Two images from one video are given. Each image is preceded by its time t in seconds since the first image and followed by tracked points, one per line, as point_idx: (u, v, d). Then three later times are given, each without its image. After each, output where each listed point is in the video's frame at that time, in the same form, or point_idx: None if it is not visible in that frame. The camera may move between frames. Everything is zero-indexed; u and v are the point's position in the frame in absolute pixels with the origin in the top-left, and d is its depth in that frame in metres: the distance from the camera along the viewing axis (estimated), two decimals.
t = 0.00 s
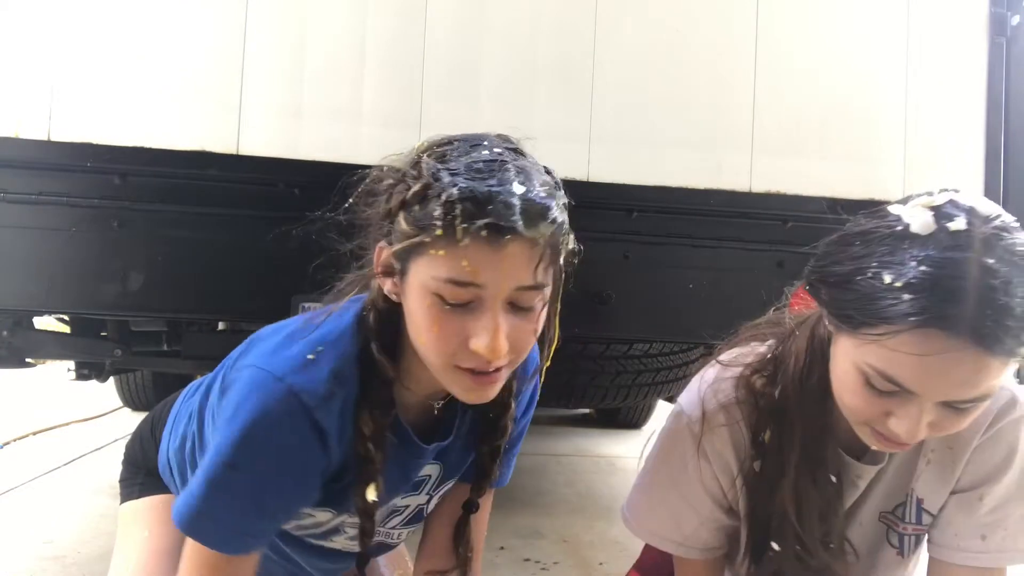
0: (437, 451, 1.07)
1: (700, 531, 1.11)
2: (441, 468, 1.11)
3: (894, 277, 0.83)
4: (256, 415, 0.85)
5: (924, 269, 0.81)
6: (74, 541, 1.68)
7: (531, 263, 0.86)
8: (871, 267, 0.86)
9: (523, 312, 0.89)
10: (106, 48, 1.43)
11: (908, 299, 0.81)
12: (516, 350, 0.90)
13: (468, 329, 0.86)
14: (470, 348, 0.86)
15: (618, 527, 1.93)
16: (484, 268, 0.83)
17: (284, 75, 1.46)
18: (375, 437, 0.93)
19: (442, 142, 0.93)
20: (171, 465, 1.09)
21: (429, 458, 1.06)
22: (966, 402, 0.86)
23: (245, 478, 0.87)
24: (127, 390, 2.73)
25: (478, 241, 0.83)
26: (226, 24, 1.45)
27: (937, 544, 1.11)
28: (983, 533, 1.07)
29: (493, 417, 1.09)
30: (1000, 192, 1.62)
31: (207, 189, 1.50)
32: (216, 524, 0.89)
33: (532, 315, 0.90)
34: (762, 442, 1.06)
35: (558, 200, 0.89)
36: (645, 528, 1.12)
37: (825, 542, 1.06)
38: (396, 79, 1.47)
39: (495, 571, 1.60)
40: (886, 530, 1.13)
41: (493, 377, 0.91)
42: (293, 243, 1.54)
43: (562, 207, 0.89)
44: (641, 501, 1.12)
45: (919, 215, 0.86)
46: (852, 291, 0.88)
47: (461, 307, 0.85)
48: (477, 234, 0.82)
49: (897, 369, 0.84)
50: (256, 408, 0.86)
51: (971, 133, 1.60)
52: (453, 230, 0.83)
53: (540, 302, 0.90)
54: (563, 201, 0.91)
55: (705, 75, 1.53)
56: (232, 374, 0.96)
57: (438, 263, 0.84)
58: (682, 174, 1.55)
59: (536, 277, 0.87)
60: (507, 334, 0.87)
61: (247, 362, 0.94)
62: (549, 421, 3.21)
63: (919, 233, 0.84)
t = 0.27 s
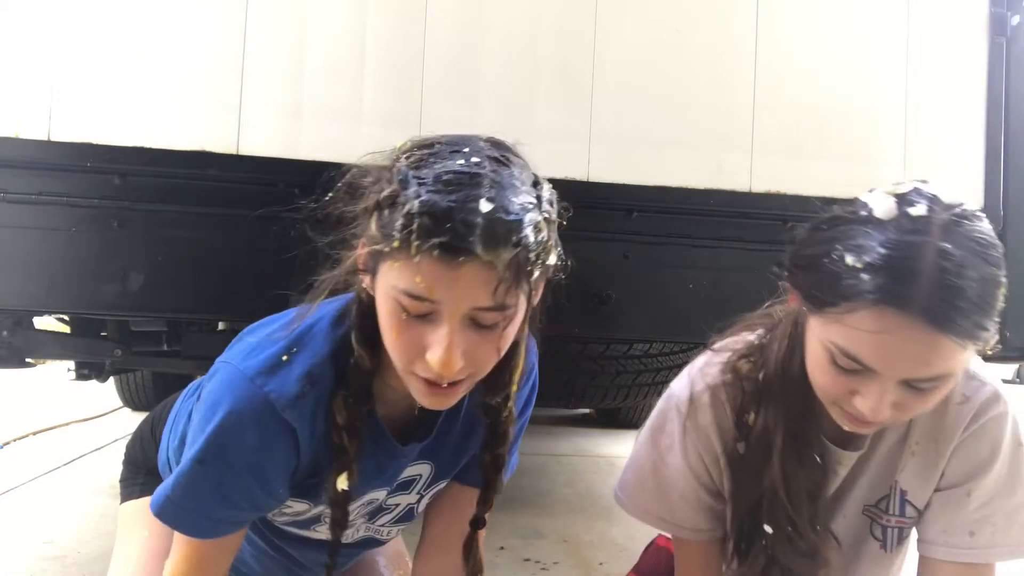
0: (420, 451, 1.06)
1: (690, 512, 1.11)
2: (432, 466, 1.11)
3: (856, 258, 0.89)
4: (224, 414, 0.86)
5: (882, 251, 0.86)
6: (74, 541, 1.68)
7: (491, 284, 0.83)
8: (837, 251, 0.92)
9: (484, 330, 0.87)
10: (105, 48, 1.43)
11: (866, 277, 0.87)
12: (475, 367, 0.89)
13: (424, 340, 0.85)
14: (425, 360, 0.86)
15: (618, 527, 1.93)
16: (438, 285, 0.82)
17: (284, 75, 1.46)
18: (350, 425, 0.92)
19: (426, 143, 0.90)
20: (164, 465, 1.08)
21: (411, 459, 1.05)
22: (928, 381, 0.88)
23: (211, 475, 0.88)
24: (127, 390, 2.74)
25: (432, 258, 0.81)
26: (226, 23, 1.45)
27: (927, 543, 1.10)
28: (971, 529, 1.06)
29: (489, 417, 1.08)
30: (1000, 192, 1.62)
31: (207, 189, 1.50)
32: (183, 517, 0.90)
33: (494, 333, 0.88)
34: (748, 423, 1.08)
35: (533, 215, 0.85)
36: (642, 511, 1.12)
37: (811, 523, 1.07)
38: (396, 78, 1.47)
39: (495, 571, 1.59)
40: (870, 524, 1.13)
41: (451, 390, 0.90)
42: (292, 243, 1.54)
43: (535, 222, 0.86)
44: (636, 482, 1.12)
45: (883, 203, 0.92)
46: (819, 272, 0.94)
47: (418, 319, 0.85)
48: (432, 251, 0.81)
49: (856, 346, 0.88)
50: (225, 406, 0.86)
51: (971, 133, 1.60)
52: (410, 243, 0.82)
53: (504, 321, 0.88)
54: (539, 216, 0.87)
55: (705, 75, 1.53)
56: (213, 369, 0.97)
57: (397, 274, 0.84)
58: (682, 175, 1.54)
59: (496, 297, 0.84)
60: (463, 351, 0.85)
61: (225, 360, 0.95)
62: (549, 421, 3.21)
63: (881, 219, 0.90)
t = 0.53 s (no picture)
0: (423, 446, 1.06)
1: (676, 510, 1.11)
2: (429, 463, 1.12)
3: (815, 251, 0.89)
4: (226, 412, 0.86)
5: (840, 244, 0.86)
6: (75, 541, 1.67)
7: (472, 287, 0.83)
8: (796, 245, 0.92)
9: (469, 329, 0.87)
10: (105, 48, 1.43)
11: (824, 269, 0.87)
12: (461, 365, 0.89)
13: (409, 342, 0.86)
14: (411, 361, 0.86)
15: (618, 527, 1.93)
16: (418, 291, 0.82)
17: (284, 75, 1.46)
18: (345, 418, 0.92)
19: (405, 142, 0.89)
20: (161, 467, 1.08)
21: (416, 451, 1.05)
22: (891, 372, 0.88)
23: (218, 474, 0.88)
24: (127, 390, 2.74)
25: (412, 266, 0.81)
26: (226, 23, 1.45)
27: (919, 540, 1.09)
28: (961, 527, 1.05)
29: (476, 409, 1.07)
30: (1000, 191, 1.62)
31: (206, 189, 1.50)
32: (186, 515, 0.90)
33: (479, 333, 0.88)
34: (733, 420, 1.08)
35: (513, 216, 0.85)
36: (631, 510, 1.12)
37: (789, 520, 1.06)
38: (396, 78, 1.47)
39: (495, 571, 1.59)
40: (858, 522, 1.13)
41: (439, 388, 0.90)
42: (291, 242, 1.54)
43: (516, 223, 0.85)
44: (625, 481, 1.12)
45: (845, 198, 0.92)
46: (781, 265, 0.94)
47: (403, 322, 0.85)
48: (412, 259, 0.81)
49: (816, 336, 0.89)
50: (226, 405, 0.87)
51: (971, 132, 1.60)
52: (389, 250, 0.82)
53: (489, 320, 0.88)
54: (521, 217, 0.86)
55: (704, 75, 1.52)
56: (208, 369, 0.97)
57: (378, 279, 0.84)
58: (682, 175, 1.55)
59: (478, 300, 0.84)
60: (448, 352, 0.85)
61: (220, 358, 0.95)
62: (549, 421, 3.21)
63: (840, 212, 0.90)
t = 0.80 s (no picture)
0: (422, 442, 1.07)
1: (671, 517, 1.10)
2: (430, 460, 1.12)
3: (801, 254, 0.89)
4: (222, 398, 0.87)
5: (825, 243, 0.87)
6: (75, 542, 1.68)
7: (472, 276, 0.83)
8: (779, 249, 0.93)
9: (470, 320, 0.86)
10: (105, 47, 1.43)
11: (812, 269, 0.87)
12: (462, 357, 0.88)
13: (410, 333, 0.85)
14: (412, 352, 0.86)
15: (617, 527, 1.93)
16: (419, 279, 0.82)
17: (284, 74, 1.46)
18: (344, 412, 0.92)
19: (405, 134, 0.90)
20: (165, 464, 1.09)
21: (417, 447, 1.05)
22: (891, 364, 0.88)
23: (213, 461, 0.89)
24: (127, 390, 2.74)
25: (414, 254, 0.81)
26: (226, 23, 1.45)
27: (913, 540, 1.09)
28: (955, 526, 1.05)
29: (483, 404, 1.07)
30: (1000, 191, 1.62)
31: (206, 189, 1.50)
32: (181, 501, 0.90)
33: (479, 323, 0.87)
34: (723, 428, 1.09)
35: (514, 207, 0.85)
36: (631, 520, 1.11)
37: (781, 525, 1.07)
38: (396, 78, 1.47)
39: (494, 571, 1.59)
40: (852, 524, 1.13)
41: (440, 380, 0.89)
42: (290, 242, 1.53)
43: (518, 213, 0.86)
44: (624, 489, 1.12)
45: (823, 197, 0.93)
46: (768, 271, 0.94)
47: (403, 312, 0.85)
48: (413, 247, 0.81)
49: (812, 337, 0.88)
50: (222, 393, 0.88)
51: (971, 132, 1.60)
52: (390, 239, 0.82)
53: (489, 311, 0.87)
54: (522, 208, 0.87)
55: (704, 74, 1.52)
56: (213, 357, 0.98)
57: (379, 269, 0.84)
58: (682, 175, 1.54)
59: (478, 290, 0.84)
60: (449, 342, 0.85)
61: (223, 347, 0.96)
62: (549, 421, 3.21)
63: (819, 212, 0.91)
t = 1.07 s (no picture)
0: (419, 442, 1.06)
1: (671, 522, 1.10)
2: (428, 459, 1.12)
3: (823, 256, 0.88)
4: (226, 409, 0.86)
5: (848, 244, 0.87)
6: (75, 542, 1.68)
7: (491, 287, 0.83)
8: (798, 252, 0.91)
9: (484, 328, 0.87)
10: (104, 48, 1.43)
11: (837, 271, 0.87)
12: (475, 364, 0.89)
13: (425, 341, 0.85)
14: (426, 360, 0.86)
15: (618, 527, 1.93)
16: (437, 290, 0.82)
17: (284, 75, 1.46)
18: (350, 414, 0.92)
19: (420, 142, 0.89)
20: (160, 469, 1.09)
21: (411, 448, 1.05)
22: (911, 363, 0.89)
23: (215, 469, 0.88)
24: (127, 390, 2.74)
25: (433, 266, 0.81)
26: (226, 23, 1.45)
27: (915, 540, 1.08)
28: (954, 526, 1.05)
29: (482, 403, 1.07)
30: (1000, 191, 1.62)
31: (206, 189, 1.51)
32: (183, 510, 0.89)
33: (493, 331, 0.88)
34: (723, 437, 1.08)
35: (530, 217, 0.85)
36: (632, 524, 1.11)
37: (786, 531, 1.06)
38: (396, 78, 1.47)
39: (494, 571, 1.59)
40: (852, 525, 1.13)
41: (451, 385, 0.90)
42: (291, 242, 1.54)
43: (534, 223, 0.86)
44: (625, 492, 1.13)
45: (832, 198, 0.93)
46: (786, 276, 0.93)
47: (419, 320, 0.85)
48: (433, 259, 0.81)
49: (840, 338, 0.87)
50: (226, 403, 0.87)
51: (971, 132, 1.60)
52: (407, 248, 0.82)
53: (503, 319, 0.88)
54: (538, 217, 0.87)
55: (704, 75, 1.52)
56: (212, 365, 0.97)
57: (395, 277, 0.84)
58: (682, 175, 1.55)
59: (495, 300, 0.84)
60: (465, 350, 0.86)
61: (222, 356, 0.95)
62: (549, 421, 3.21)
63: (834, 214, 0.90)
